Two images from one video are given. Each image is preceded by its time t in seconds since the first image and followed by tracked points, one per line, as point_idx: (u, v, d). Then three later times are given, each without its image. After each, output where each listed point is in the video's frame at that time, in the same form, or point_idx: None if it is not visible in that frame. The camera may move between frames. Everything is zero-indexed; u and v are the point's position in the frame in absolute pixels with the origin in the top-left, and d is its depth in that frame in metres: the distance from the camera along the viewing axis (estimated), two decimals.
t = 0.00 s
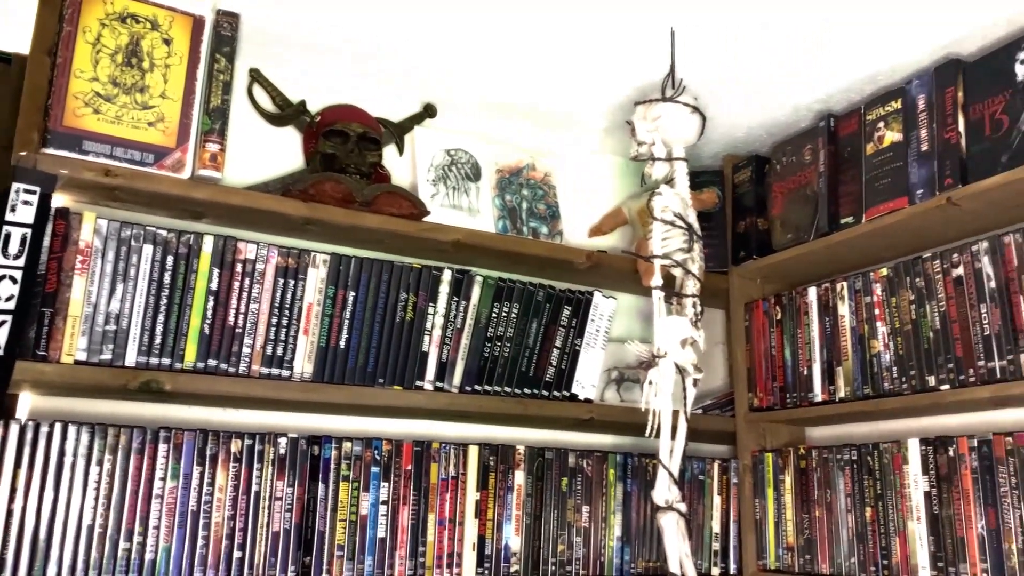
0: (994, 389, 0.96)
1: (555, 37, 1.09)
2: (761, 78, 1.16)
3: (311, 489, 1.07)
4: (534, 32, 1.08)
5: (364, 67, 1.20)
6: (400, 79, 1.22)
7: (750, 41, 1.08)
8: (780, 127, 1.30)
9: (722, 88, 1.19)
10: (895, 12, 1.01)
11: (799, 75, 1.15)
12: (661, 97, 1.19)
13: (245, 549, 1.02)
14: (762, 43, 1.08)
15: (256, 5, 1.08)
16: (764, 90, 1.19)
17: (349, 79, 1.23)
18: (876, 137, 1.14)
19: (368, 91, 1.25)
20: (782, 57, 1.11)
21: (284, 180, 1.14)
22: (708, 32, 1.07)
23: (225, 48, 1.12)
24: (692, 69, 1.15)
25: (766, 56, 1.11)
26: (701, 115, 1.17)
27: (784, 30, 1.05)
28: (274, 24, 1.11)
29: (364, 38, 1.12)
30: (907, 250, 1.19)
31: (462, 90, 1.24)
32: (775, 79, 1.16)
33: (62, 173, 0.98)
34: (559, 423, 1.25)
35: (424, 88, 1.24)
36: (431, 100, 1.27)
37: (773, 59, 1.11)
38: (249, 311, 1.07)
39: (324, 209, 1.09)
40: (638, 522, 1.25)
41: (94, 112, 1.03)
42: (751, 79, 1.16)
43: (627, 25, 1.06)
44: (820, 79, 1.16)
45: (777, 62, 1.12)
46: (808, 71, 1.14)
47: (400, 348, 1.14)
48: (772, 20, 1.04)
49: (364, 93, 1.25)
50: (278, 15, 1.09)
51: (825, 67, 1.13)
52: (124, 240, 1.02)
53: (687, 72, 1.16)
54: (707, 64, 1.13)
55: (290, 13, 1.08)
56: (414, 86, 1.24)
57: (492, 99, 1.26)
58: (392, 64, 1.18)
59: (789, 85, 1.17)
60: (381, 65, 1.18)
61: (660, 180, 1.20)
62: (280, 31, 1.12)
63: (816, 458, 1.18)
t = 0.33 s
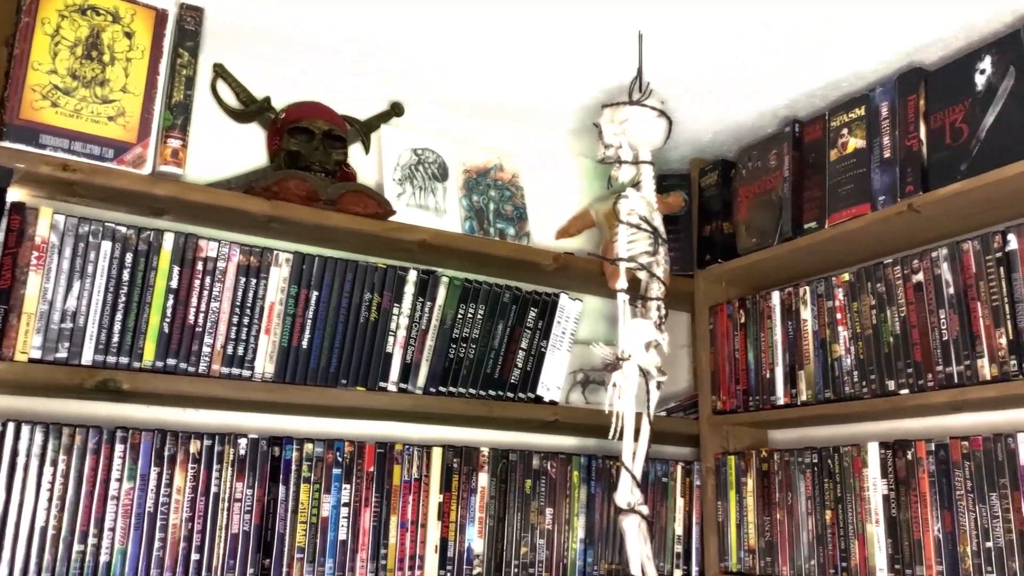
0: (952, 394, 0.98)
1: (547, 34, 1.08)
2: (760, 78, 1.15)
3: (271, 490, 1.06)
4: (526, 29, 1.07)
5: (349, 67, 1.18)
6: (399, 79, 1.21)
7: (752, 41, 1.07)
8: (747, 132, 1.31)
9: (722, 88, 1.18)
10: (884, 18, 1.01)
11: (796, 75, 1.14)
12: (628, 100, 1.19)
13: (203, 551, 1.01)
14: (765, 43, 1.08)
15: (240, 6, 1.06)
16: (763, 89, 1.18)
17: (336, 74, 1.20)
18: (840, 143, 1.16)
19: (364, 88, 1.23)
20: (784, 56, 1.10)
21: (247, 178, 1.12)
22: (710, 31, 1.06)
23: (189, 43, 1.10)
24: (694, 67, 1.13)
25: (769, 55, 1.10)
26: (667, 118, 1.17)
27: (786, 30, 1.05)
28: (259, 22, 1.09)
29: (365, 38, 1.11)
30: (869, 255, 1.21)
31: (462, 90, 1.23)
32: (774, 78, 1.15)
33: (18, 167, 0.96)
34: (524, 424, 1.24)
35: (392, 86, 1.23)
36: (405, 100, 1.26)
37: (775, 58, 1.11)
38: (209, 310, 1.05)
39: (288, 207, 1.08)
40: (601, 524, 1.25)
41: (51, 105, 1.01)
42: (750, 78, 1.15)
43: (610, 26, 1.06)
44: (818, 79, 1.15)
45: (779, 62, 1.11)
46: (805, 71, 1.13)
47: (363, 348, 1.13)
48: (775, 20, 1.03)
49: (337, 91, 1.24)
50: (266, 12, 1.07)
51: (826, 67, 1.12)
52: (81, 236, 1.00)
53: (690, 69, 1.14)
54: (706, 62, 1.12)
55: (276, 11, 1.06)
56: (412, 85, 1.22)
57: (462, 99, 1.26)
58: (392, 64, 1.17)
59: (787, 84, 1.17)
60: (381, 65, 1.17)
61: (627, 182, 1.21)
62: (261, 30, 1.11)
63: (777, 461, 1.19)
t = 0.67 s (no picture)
0: (909, 395, 1.00)
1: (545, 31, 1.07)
2: (744, 75, 1.15)
3: (233, 488, 1.05)
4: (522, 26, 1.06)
5: (342, 66, 1.18)
6: (383, 75, 1.20)
7: (733, 38, 1.07)
8: (712, 135, 1.32)
9: (705, 84, 1.17)
10: (871, 27, 1.03)
11: (781, 72, 1.14)
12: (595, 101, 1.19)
13: (162, 549, 0.99)
14: (745, 40, 1.07)
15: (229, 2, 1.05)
16: (747, 87, 1.18)
17: (324, 70, 1.19)
18: (803, 147, 1.17)
19: (351, 81, 1.22)
20: (765, 52, 1.09)
21: (212, 173, 1.12)
22: (693, 29, 1.05)
23: (153, 35, 1.09)
24: (678, 66, 1.13)
25: (749, 52, 1.09)
26: (634, 120, 1.18)
27: (766, 27, 1.04)
28: (250, 20, 1.09)
29: (347, 35, 1.10)
30: (830, 258, 1.22)
31: (447, 87, 1.22)
32: (758, 75, 1.15)
33: None
34: (489, 423, 1.25)
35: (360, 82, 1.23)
36: (394, 99, 1.26)
37: (756, 55, 1.10)
38: (171, 306, 1.04)
39: (253, 202, 1.07)
40: (565, 522, 1.25)
41: (10, 96, 0.99)
42: (734, 75, 1.15)
43: (587, 24, 1.06)
44: (793, 81, 1.16)
45: (759, 58, 1.11)
46: (790, 68, 1.12)
47: (328, 346, 1.12)
48: (755, 17, 1.03)
49: (329, 87, 1.23)
50: (257, 9, 1.06)
51: (811, 65, 1.12)
52: (40, 230, 0.98)
53: (676, 67, 1.14)
54: (688, 61, 1.12)
55: (268, 9, 1.06)
56: (396, 83, 1.22)
57: (431, 97, 1.25)
58: (375, 61, 1.16)
59: (771, 82, 1.16)
60: (365, 61, 1.16)
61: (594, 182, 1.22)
62: (250, 26, 1.10)
63: (739, 460, 1.20)
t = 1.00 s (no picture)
0: (865, 399, 1.02)
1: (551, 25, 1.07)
2: (744, 75, 1.13)
3: (192, 487, 1.03)
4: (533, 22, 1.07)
5: (341, 65, 1.18)
6: (383, 75, 1.19)
7: (733, 39, 1.08)
8: (678, 140, 1.33)
9: (705, 84, 1.16)
10: (855, 38, 1.05)
11: (781, 72, 1.12)
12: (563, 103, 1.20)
13: (117, 550, 0.98)
14: (746, 41, 1.08)
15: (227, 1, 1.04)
16: (747, 87, 1.16)
17: (314, 64, 1.18)
18: (766, 153, 1.19)
19: (351, 80, 1.21)
20: (765, 52, 1.08)
21: (174, 168, 1.10)
22: (693, 29, 1.08)
23: (115, 27, 1.07)
24: (679, 66, 1.13)
25: (749, 51, 1.09)
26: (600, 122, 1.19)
27: (767, 27, 1.05)
28: (248, 19, 1.08)
29: (347, 35, 1.10)
30: (791, 262, 1.24)
31: (447, 87, 1.22)
32: (758, 76, 1.13)
33: None
34: (453, 423, 1.24)
35: (327, 79, 1.22)
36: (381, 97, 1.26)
37: (755, 54, 1.09)
38: (130, 303, 1.02)
39: (215, 198, 1.05)
40: (527, 523, 1.25)
41: None
42: (734, 75, 1.13)
43: (557, 22, 1.08)
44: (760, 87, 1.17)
45: (759, 58, 1.09)
46: (790, 68, 1.11)
47: (290, 345, 1.11)
48: (755, 17, 1.04)
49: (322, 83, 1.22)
50: (257, 8, 1.05)
51: (811, 66, 1.11)
52: None
53: (676, 67, 1.13)
54: (689, 61, 1.12)
55: (267, 9, 1.05)
56: (397, 83, 1.21)
57: (399, 96, 1.25)
58: (375, 61, 1.16)
59: (771, 82, 1.14)
60: (364, 62, 1.16)
61: (561, 185, 1.20)
62: (247, 25, 1.09)
63: (700, 462, 1.21)
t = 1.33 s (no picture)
0: (817, 401, 1.03)
1: (546, 28, 1.06)
2: (744, 75, 1.13)
3: (139, 486, 1.01)
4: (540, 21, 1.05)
5: (341, 65, 1.17)
6: (383, 75, 1.19)
7: (733, 39, 1.06)
8: (639, 141, 1.34)
9: (704, 84, 1.16)
10: (814, 45, 1.06)
11: (780, 72, 1.12)
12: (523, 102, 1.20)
13: (60, 549, 0.95)
14: (745, 40, 1.06)
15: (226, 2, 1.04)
16: (745, 87, 1.17)
17: (310, 63, 1.17)
18: (724, 156, 1.20)
19: (351, 80, 1.21)
20: (764, 52, 1.08)
21: (126, 160, 1.08)
22: (693, 29, 1.05)
23: (65, 15, 1.04)
24: (678, 66, 1.12)
25: (749, 52, 1.08)
26: (560, 123, 1.19)
27: (767, 27, 1.03)
28: (248, 20, 1.07)
29: (347, 35, 1.09)
30: (746, 265, 1.25)
31: (446, 87, 1.21)
32: (758, 75, 1.13)
33: None
34: (409, 422, 1.24)
35: (286, 73, 1.20)
36: (346, 93, 1.24)
37: (755, 55, 1.09)
38: (78, 297, 1.00)
39: (167, 191, 1.03)
40: (481, 523, 1.25)
41: None
42: (734, 75, 1.14)
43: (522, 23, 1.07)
44: (721, 91, 1.18)
45: (759, 58, 1.09)
46: (789, 67, 1.11)
47: (243, 342, 1.09)
48: (755, 17, 1.02)
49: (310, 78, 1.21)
50: (257, 8, 1.05)
51: (809, 65, 1.11)
52: None
53: (676, 67, 1.13)
54: (688, 61, 1.11)
55: (267, 9, 1.05)
56: (396, 83, 1.21)
57: (361, 92, 1.24)
58: (375, 61, 1.15)
59: (769, 82, 1.15)
60: (364, 62, 1.15)
61: (520, 183, 1.21)
62: (246, 25, 1.09)
63: (655, 462, 1.22)
